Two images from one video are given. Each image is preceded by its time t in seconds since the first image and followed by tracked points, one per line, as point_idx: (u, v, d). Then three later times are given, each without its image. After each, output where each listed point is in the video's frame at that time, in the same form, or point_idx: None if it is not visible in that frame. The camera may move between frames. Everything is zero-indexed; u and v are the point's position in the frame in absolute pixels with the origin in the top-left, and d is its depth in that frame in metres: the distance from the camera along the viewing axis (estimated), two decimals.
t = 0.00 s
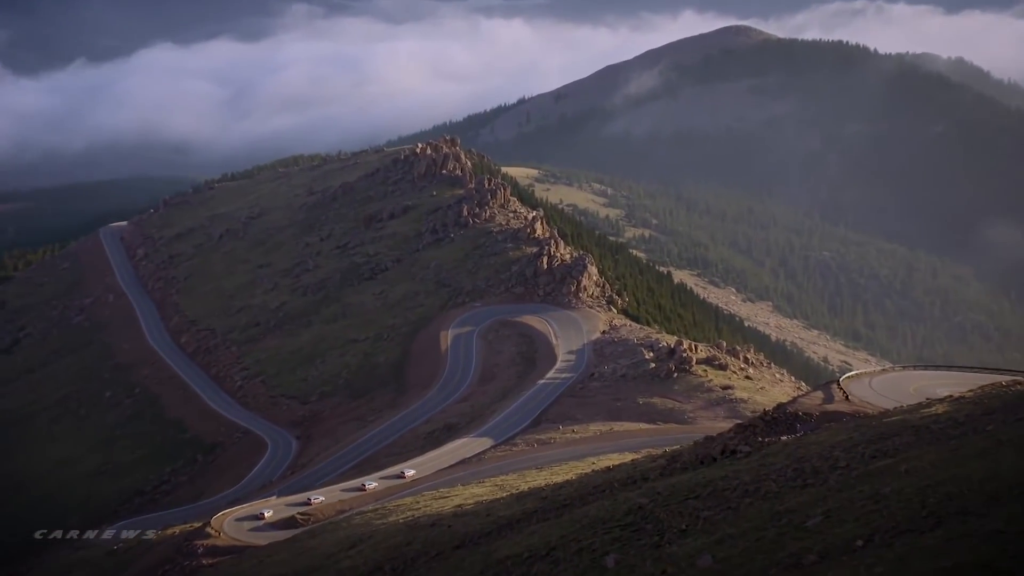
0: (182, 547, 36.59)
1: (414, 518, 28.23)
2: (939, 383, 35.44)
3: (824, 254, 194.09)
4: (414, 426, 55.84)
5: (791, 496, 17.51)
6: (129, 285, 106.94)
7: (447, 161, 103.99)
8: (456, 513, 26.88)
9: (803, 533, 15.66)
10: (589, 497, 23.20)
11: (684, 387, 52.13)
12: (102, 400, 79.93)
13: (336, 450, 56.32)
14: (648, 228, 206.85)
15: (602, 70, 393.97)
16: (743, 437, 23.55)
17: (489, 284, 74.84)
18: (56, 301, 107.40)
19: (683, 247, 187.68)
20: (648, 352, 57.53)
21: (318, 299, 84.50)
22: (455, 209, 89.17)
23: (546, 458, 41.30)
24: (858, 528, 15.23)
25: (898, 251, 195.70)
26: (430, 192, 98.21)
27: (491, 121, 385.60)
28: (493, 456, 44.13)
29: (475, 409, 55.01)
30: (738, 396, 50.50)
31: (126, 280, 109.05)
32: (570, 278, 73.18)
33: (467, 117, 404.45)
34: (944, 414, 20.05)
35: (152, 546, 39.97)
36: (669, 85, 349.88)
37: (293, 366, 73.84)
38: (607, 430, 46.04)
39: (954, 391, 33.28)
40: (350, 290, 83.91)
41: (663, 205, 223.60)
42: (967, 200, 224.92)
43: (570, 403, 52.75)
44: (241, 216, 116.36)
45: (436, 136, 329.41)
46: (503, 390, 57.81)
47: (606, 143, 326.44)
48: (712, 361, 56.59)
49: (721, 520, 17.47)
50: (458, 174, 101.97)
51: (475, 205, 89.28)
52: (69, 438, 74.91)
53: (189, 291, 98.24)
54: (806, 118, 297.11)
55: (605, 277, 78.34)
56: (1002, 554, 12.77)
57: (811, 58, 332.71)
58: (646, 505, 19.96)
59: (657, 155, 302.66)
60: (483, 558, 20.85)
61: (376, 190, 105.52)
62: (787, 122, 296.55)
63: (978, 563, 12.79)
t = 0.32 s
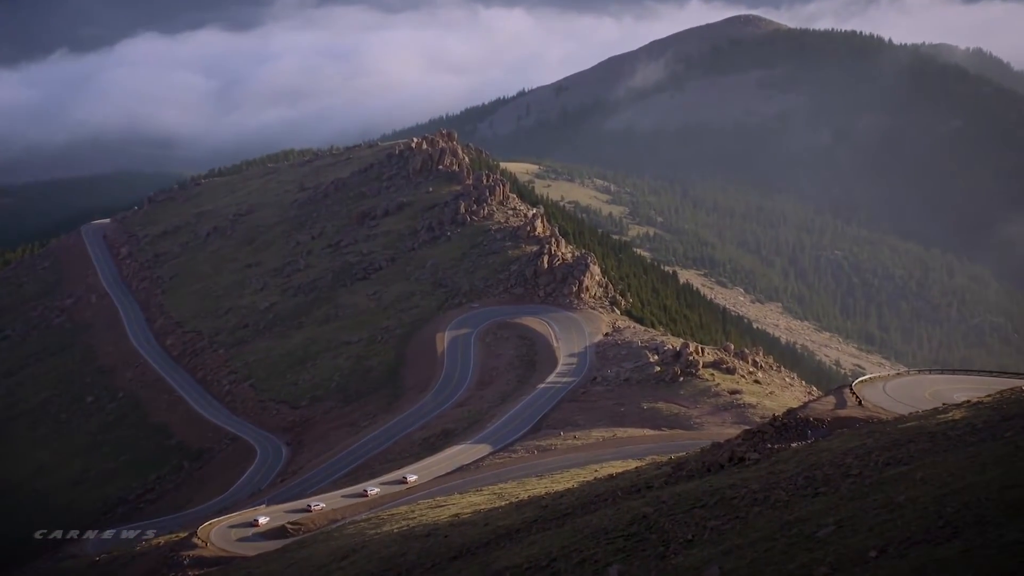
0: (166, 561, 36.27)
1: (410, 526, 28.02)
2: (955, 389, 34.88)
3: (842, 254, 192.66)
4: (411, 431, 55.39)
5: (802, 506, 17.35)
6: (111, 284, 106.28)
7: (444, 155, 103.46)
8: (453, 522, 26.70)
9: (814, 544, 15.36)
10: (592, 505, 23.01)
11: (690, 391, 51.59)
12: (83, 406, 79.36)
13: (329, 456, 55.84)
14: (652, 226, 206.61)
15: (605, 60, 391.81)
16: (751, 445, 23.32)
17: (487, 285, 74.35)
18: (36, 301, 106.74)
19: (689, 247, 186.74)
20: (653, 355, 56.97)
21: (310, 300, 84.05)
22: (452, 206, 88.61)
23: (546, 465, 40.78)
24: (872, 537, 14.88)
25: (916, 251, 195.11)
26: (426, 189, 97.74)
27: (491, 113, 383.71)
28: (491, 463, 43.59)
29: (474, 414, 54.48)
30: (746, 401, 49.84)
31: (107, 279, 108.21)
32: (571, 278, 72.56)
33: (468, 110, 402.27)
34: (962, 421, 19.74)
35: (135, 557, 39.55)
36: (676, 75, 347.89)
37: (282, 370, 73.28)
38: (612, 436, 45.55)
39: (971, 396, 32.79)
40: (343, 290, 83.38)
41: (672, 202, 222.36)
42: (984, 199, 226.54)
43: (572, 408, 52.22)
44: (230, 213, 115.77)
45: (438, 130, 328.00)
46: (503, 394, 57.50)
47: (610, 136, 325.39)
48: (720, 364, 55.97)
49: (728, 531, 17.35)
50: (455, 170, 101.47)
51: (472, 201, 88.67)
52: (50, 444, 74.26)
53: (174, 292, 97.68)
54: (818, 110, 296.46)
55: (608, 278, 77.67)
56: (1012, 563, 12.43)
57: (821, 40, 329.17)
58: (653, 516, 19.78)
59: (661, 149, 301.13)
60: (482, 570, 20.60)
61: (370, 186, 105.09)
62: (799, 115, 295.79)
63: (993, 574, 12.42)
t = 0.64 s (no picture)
0: (159, 568, 36.03)
1: (408, 531, 27.77)
2: (963, 391, 34.65)
3: (848, 253, 192.53)
4: (410, 434, 55.12)
5: (808, 511, 17.04)
6: (103, 284, 105.99)
7: (442, 153, 102.98)
8: (452, 527, 26.44)
9: (820, 550, 15.09)
10: (593, 511, 22.72)
11: (693, 394, 51.31)
12: (74, 409, 79.20)
13: (326, 460, 55.63)
14: (653, 225, 206.19)
15: (607, 56, 390.34)
16: (754, 448, 23.11)
17: (487, 285, 74.05)
18: (26, 302, 106.53)
19: (691, 246, 186.22)
20: (655, 357, 56.64)
21: (306, 300, 83.77)
22: (451, 205, 88.21)
23: (546, 470, 40.46)
24: (879, 544, 14.60)
25: (923, 250, 194.96)
26: (424, 187, 97.42)
27: (491, 110, 382.56)
28: (490, 467, 43.29)
29: (473, 417, 54.18)
30: (751, 403, 49.55)
31: (97, 280, 107.95)
32: (572, 278, 72.22)
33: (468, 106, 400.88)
34: (972, 424, 19.47)
35: (126, 562, 39.32)
36: (680, 71, 346.96)
37: (276, 372, 73.01)
38: (614, 440, 45.22)
39: (980, 398, 32.48)
40: (340, 290, 83.11)
41: (675, 201, 222.01)
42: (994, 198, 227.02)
43: (573, 411, 51.90)
44: (225, 212, 115.40)
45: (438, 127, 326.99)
46: (503, 395, 57.21)
47: (612, 132, 324.57)
48: (724, 366, 55.61)
49: (733, 536, 17.08)
50: (452, 168, 101.01)
51: (471, 199, 88.24)
52: (40, 449, 74.11)
53: (167, 292, 97.47)
54: (823, 106, 296.34)
55: (609, 278, 77.27)
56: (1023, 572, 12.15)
57: (828, 34, 327.72)
58: (656, 522, 19.50)
59: (664, 145, 300.10)
60: None
61: (367, 184, 104.68)
62: (804, 112, 295.79)
63: None
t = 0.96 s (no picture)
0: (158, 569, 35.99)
1: (408, 533, 27.73)
2: (966, 393, 34.49)
3: (849, 253, 192.43)
4: (409, 435, 55.03)
5: (809, 512, 16.97)
6: (100, 284, 105.86)
7: (442, 153, 102.95)
8: (452, 529, 26.35)
9: (823, 552, 14.99)
10: (594, 512, 22.63)
11: (693, 394, 51.26)
12: (71, 409, 79.15)
13: (326, 460, 55.58)
14: (654, 225, 206.01)
15: (607, 56, 389.81)
16: (756, 450, 23.00)
17: (487, 285, 73.97)
18: (23, 302, 106.45)
19: (692, 246, 186.06)
20: (656, 358, 56.54)
21: (304, 301, 83.68)
22: (450, 204, 88.13)
23: (546, 471, 40.38)
24: (883, 547, 14.51)
25: (925, 249, 194.91)
26: (423, 186, 97.29)
27: (491, 109, 381.80)
28: (491, 468, 43.25)
29: (472, 418, 54.07)
30: (753, 404, 49.52)
31: (94, 280, 107.82)
32: (572, 278, 72.13)
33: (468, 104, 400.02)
34: (975, 425, 19.42)
35: (125, 563, 39.23)
36: (681, 70, 346.66)
37: (275, 373, 72.91)
38: (615, 441, 45.08)
39: (982, 400, 32.42)
40: (339, 290, 83.02)
41: (675, 200, 221.73)
42: (996, 198, 227.46)
43: (574, 412, 51.84)
44: (222, 211, 115.21)
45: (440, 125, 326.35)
46: (504, 396, 57.10)
47: (613, 131, 324.26)
48: (726, 367, 55.51)
49: (734, 538, 16.99)
50: (451, 168, 100.86)
51: (470, 199, 88.16)
52: (38, 449, 74.07)
53: (164, 292, 97.36)
54: (824, 105, 296.35)
55: (610, 277, 77.09)
56: None
57: (831, 31, 327.19)
58: (658, 523, 19.41)
59: (665, 144, 299.77)
60: None
61: (366, 184, 104.56)
62: (805, 110, 295.72)
63: None
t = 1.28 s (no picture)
0: (158, 569, 36.03)
1: (408, 533, 27.78)
2: (967, 393, 34.49)
3: (849, 253, 192.51)
4: (409, 435, 55.05)
5: (809, 512, 16.96)
6: (99, 284, 105.99)
7: (442, 153, 103.07)
8: (451, 529, 26.39)
9: (823, 552, 14.98)
10: (594, 513, 22.65)
11: (694, 394, 51.31)
12: (71, 410, 79.22)
13: (327, 460, 55.66)
14: (654, 225, 206.09)
15: (608, 56, 389.61)
16: (756, 449, 23.10)
17: (487, 285, 74.00)
18: (22, 302, 106.51)
19: (692, 246, 186.07)
20: (657, 358, 56.52)
21: (304, 301, 83.71)
22: (451, 204, 88.23)
23: (547, 471, 40.40)
24: (881, 547, 14.51)
25: (925, 249, 194.81)
26: (423, 186, 97.25)
27: (492, 109, 381.77)
28: (492, 467, 43.37)
29: (472, 418, 54.06)
30: (754, 404, 49.57)
31: (94, 279, 107.91)
32: (572, 278, 72.10)
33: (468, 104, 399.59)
34: (976, 425, 19.44)
35: (125, 563, 39.31)
36: (682, 70, 346.82)
37: (274, 373, 72.89)
38: (616, 441, 45.07)
39: (983, 400, 32.43)
40: (339, 290, 83.03)
41: (674, 200, 221.91)
42: (996, 198, 227.50)
43: (574, 412, 51.83)
44: (222, 212, 115.29)
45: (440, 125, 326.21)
46: (504, 396, 57.05)
47: (614, 130, 324.25)
48: (726, 367, 55.46)
49: (734, 538, 16.99)
50: (450, 167, 100.91)
51: (470, 199, 88.20)
52: (37, 449, 74.12)
53: (164, 292, 97.41)
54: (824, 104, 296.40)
55: (609, 277, 77.01)
56: None
57: (832, 31, 327.25)
58: (657, 522, 19.48)
59: (666, 144, 299.73)
60: None
61: (366, 184, 104.63)
62: (805, 110, 295.85)
63: None
